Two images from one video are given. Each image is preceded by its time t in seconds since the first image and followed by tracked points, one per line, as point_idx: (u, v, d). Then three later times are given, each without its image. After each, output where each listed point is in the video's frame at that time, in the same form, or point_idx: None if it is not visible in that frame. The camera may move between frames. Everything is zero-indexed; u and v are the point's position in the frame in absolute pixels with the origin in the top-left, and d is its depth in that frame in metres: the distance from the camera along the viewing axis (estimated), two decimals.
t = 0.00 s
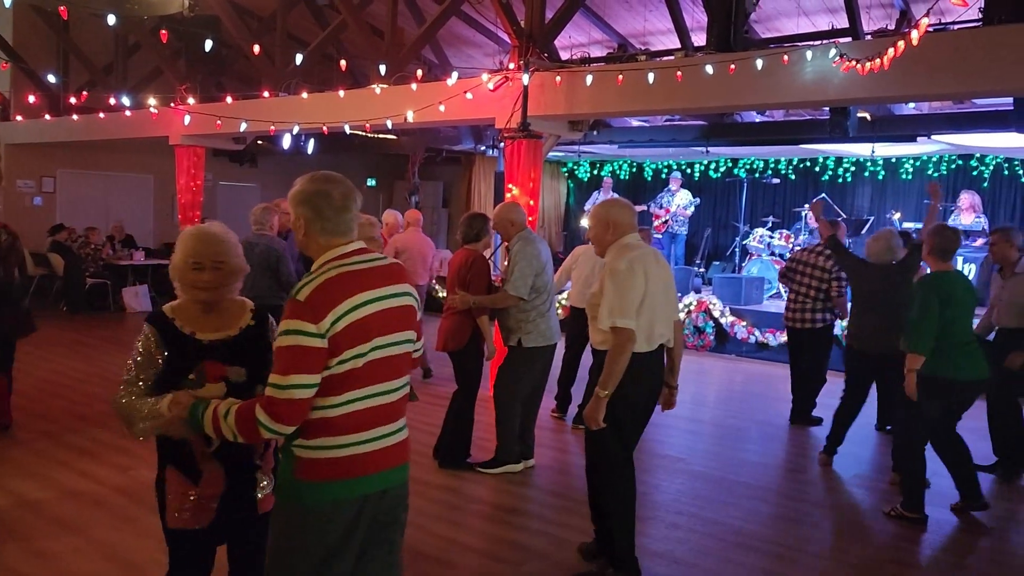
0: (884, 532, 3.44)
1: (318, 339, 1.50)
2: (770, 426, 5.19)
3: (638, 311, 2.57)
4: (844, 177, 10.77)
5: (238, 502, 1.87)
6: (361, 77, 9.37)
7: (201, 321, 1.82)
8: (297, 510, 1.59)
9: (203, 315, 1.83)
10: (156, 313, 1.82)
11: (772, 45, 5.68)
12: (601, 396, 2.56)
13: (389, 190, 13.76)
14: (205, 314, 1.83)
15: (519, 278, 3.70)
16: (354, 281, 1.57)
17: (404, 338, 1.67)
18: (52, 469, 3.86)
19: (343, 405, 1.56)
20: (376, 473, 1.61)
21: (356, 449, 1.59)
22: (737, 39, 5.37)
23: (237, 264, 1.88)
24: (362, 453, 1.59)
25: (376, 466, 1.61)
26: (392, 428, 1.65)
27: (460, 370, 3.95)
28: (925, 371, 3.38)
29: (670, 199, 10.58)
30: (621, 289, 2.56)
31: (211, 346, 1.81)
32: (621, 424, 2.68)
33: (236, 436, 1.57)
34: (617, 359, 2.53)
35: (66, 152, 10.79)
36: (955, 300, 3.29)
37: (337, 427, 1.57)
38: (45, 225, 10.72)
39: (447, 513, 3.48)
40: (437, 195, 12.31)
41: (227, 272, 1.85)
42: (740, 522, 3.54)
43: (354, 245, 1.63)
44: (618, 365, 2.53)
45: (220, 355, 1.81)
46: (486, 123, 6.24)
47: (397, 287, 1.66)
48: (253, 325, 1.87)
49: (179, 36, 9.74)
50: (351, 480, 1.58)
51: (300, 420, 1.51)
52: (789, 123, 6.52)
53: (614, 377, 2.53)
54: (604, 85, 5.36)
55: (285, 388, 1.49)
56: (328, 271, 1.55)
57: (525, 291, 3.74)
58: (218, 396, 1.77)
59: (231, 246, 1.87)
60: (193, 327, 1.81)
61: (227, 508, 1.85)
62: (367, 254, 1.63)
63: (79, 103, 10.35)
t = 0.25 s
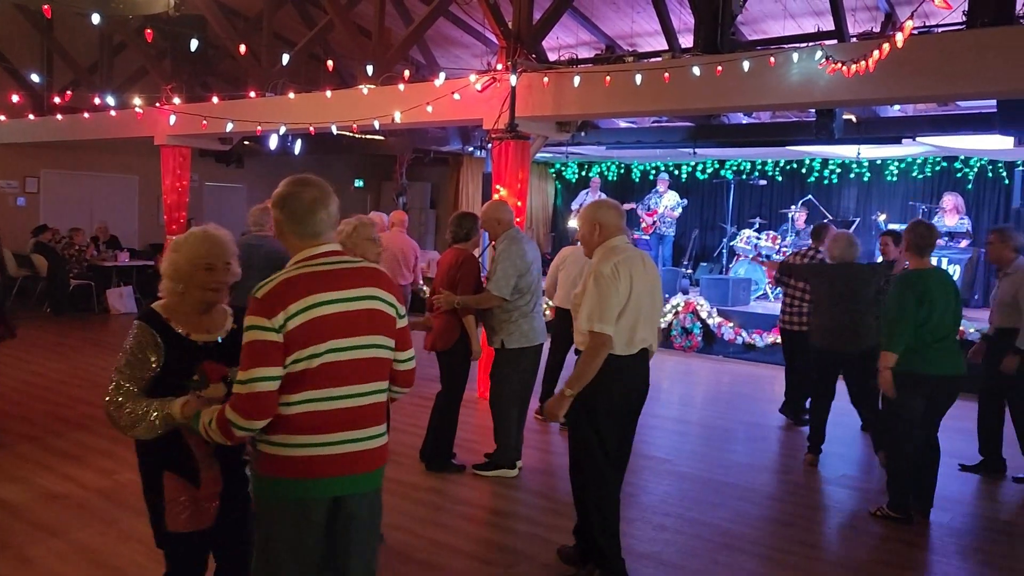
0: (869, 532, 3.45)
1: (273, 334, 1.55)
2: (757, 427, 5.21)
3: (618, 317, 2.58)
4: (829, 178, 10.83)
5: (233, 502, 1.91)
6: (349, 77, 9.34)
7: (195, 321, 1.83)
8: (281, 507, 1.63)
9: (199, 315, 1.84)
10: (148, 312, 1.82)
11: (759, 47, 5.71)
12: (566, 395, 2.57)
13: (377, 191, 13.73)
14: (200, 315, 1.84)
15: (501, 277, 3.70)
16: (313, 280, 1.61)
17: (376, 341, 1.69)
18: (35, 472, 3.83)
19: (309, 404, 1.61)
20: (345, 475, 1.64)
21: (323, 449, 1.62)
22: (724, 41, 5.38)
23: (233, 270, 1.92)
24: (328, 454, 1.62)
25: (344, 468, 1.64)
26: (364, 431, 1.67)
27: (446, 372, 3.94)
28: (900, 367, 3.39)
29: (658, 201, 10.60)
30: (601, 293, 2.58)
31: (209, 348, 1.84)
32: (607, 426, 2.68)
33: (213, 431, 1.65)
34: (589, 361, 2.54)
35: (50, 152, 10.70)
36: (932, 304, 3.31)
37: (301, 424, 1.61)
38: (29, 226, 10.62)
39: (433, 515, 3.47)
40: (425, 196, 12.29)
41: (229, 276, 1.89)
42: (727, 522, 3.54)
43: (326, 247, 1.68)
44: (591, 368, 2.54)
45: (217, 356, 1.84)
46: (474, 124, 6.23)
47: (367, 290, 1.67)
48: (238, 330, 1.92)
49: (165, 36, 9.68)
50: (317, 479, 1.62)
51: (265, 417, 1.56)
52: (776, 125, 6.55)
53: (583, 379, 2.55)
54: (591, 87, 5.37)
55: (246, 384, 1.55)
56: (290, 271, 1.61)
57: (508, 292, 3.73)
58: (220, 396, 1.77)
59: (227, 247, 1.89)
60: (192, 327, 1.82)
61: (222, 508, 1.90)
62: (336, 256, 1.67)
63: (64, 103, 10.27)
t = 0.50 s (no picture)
0: (857, 532, 3.47)
1: (252, 319, 1.59)
2: (745, 427, 5.24)
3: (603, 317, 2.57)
4: (817, 180, 10.89)
5: (219, 501, 1.91)
6: (338, 78, 9.32)
7: (186, 322, 1.86)
8: (261, 496, 1.66)
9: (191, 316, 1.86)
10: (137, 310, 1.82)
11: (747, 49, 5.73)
12: (540, 382, 2.59)
13: (366, 192, 13.72)
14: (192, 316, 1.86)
15: (485, 280, 3.70)
16: (297, 272, 1.64)
17: (361, 339, 1.69)
18: (21, 473, 3.80)
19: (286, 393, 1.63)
20: (324, 471, 1.65)
21: (300, 443, 1.63)
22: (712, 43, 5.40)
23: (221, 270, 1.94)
24: (305, 448, 1.63)
25: (324, 462, 1.64)
26: (347, 428, 1.67)
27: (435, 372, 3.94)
28: (891, 369, 3.40)
29: (647, 202, 10.62)
30: (587, 292, 2.58)
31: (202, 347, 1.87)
32: (596, 426, 2.69)
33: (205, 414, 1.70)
34: (568, 356, 2.54)
35: (37, 152, 10.63)
36: (912, 297, 3.35)
37: (281, 415, 1.63)
38: (15, 227, 10.54)
39: (423, 515, 3.47)
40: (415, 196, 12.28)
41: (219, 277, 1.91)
42: (715, 522, 3.56)
43: (319, 242, 1.71)
44: (569, 363, 2.54)
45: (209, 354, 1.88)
46: (463, 125, 6.23)
47: (354, 288, 1.68)
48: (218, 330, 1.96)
49: (154, 36, 9.64)
50: (293, 472, 1.63)
51: (241, 400, 1.60)
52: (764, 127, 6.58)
53: (558, 372, 2.54)
54: (581, 88, 5.38)
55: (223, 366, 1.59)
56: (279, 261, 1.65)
57: (492, 294, 3.73)
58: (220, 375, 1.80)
59: (221, 248, 1.90)
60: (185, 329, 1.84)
61: (207, 507, 1.88)
62: (327, 252, 1.69)
63: (51, 103, 10.20)
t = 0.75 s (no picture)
0: (843, 532, 3.49)
1: (265, 318, 1.65)
2: (731, 428, 5.27)
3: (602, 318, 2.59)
4: (803, 183, 10.97)
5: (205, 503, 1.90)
6: (325, 79, 9.30)
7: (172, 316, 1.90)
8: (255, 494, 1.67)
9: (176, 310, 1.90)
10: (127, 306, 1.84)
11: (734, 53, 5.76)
12: (546, 391, 2.61)
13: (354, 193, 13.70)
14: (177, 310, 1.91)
15: (469, 282, 3.70)
16: (312, 276, 1.68)
17: (370, 343, 1.71)
18: (4, 476, 3.77)
19: (297, 393, 1.67)
20: (335, 466, 1.68)
21: (309, 441, 1.67)
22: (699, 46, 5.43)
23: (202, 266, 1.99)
24: (315, 444, 1.67)
25: (333, 459, 1.68)
26: (357, 428, 1.70)
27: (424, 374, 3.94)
28: (877, 370, 3.42)
29: (634, 204, 10.65)
30: (585, 295, 2.58)
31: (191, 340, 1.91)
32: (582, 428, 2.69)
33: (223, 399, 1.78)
34: (572, 360, 2.56)
35: (20, 153, 10.55)
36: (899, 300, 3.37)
37: (292, 413, 1.68)
38: None
39: (411, 517, 3.47)
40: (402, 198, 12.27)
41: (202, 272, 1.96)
42: (702, 523, 3.57)
43: (341, 247, 1.74)
44: (572, 367, 2.57)
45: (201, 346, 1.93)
46: (451, 126, 6.24)
47: (366, 294, 1.70)
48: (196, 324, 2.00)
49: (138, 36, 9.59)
50: (303, 469, 1.67)
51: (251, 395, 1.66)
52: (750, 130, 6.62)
53: (563, 378, 2.57)
54: (568, 90, 5.40)
55: (239, 363, 1.65)
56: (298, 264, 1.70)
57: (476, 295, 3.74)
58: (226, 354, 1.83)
59: (206, 242, 1.96)
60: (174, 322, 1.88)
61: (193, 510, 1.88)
62: (346, 257, 1.72)
63: (35, 103, 10.13)
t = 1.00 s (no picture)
0: (827, 533, 3.52)
1: (272, 316, 1.80)
2: (718, 429, 5.29)
3: (608, 312, 2.60)
4: (789, 186, 11.02)
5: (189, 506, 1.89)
6: (312, 80, 9.27)
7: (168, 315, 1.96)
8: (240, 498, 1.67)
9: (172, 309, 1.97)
10: (125, 309, 1.89)
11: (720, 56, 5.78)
12: (577, 397, 2.54)
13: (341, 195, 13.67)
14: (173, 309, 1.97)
15: (456, 283, 3.69)
16: (317, 278, 1.80)
17: (370, 344, 1.80)
18: None
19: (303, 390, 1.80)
20: (339, 462, 1.79)
21: (317, 436, 1.79)
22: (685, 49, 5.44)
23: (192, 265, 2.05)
24: (321, 440, 1.78)
25: (337, 455, 1.78)
26: (359, 424, 1.80)
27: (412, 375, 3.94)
28: (869, 374, 3.44)
29: (621, 206, 10.68)
30: (590, 292, 2.58)
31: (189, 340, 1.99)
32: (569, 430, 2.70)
33: (239, 396, 1.91)
34: (591, 358, 2.54)
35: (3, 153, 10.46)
36: (890, 300, 3.39)
37: (299, 408, 1.80)
38: None
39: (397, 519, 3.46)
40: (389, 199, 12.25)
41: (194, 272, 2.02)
42: (688, 524, 3.59)
43: (348, 251, 1.85)
44: (594, 365, 2.54)
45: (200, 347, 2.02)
46: (439, 128, 6.24)
47: (367, 296, 1.80)
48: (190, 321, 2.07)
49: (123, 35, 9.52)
50: (308, 462, 1.79)
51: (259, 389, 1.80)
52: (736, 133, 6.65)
53: (589, 377, 2.53)
54: (555, 92, 5.40)
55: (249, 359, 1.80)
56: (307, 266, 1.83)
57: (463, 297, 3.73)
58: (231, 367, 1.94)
59: (200, 242, 2.02)
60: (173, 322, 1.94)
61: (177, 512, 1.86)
62: (352, 261, 1.84)
63: (17, 102, 10.04)
